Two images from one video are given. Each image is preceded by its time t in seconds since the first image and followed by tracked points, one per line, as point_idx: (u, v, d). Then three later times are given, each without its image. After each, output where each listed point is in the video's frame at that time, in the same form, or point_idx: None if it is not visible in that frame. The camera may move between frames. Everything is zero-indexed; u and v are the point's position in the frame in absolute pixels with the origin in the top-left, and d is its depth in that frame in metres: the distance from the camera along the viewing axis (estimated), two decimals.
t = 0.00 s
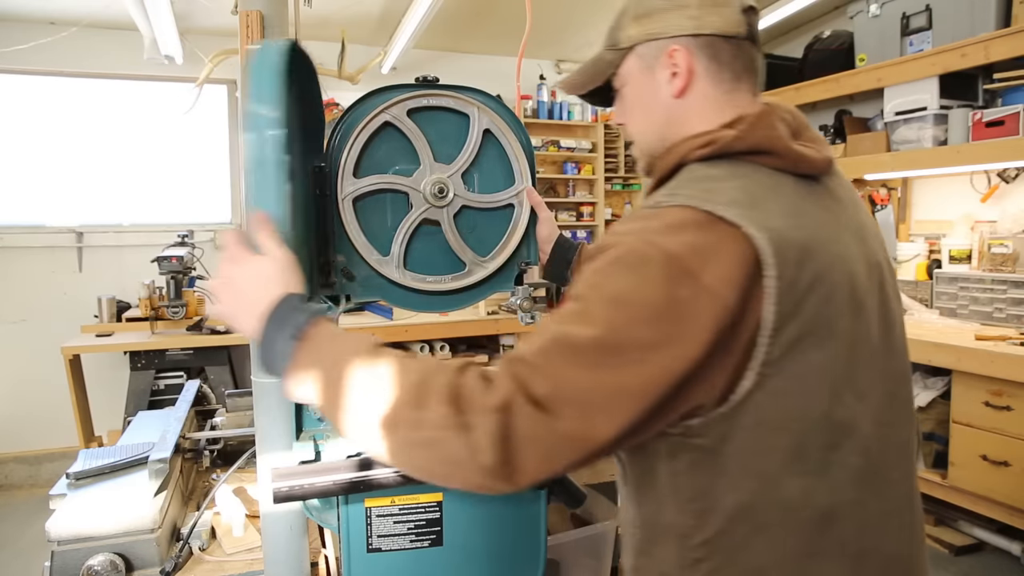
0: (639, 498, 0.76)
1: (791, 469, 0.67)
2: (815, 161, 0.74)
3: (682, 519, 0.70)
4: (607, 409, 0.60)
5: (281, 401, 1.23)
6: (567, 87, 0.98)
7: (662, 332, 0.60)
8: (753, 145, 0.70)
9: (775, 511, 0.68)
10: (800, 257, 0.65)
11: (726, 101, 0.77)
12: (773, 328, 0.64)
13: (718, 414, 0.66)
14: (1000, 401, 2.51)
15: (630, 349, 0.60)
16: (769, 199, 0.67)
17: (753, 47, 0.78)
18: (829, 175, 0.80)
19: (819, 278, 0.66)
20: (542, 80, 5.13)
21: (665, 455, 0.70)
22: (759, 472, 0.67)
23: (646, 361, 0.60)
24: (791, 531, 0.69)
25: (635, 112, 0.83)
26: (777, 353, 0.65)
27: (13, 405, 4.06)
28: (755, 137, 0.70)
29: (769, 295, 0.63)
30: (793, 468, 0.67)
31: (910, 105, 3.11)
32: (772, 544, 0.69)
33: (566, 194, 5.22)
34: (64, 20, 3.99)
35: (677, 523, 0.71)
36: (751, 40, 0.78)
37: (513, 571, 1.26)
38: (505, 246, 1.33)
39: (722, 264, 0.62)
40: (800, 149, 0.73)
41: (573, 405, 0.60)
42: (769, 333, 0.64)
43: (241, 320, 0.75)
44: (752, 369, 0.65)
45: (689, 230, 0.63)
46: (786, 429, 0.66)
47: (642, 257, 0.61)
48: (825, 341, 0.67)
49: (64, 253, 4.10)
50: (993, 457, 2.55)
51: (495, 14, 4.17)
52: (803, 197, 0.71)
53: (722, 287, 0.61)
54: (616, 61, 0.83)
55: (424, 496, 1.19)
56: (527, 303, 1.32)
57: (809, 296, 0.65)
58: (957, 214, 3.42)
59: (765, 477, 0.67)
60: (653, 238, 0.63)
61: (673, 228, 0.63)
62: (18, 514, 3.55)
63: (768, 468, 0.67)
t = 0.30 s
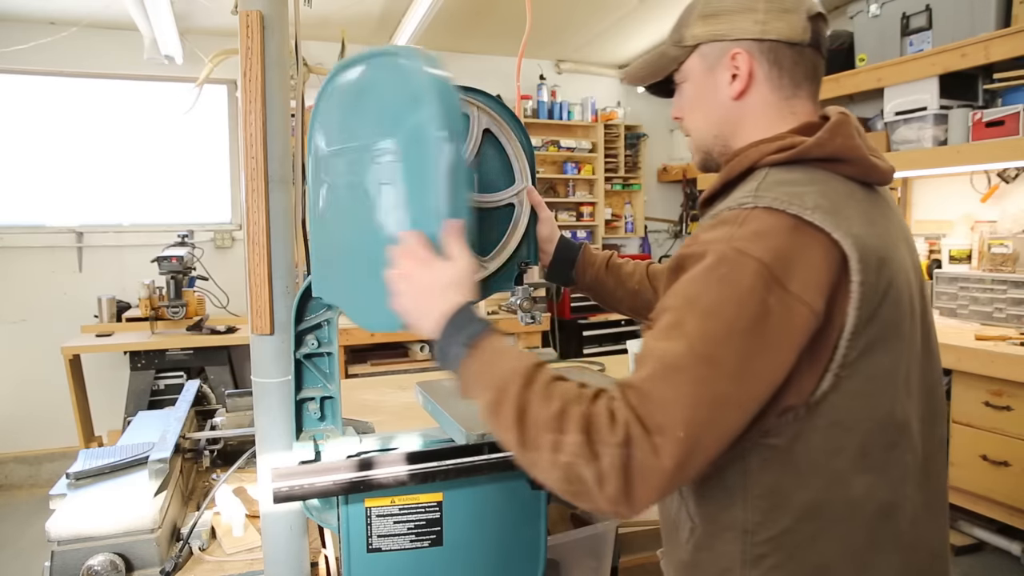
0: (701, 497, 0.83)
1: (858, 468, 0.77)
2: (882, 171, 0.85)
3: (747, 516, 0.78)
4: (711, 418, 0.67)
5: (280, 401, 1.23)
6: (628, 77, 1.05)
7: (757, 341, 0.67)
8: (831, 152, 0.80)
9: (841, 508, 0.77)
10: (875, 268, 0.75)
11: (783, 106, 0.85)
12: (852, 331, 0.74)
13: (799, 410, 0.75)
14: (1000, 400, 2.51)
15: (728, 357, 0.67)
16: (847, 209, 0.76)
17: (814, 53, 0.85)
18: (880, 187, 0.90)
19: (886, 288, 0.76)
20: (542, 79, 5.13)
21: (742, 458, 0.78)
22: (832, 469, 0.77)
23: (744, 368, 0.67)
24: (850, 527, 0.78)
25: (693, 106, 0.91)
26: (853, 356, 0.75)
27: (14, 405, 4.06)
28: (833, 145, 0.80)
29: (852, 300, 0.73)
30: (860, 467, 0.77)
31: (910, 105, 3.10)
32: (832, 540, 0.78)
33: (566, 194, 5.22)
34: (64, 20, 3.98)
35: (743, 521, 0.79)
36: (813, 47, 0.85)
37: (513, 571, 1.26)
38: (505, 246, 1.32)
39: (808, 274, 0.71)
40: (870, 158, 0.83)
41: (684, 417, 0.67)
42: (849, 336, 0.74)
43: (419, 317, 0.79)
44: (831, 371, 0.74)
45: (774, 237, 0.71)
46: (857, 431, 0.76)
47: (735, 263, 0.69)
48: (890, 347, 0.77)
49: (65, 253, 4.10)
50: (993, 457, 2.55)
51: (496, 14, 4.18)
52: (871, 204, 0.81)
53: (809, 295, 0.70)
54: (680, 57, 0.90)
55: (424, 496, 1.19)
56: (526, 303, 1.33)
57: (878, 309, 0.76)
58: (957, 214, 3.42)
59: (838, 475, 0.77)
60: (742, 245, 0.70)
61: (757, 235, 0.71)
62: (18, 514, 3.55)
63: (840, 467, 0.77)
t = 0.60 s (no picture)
0: (716, 477, 0.83)
1: (879, 457, 0.78)
2: (901, 168, 0.86)
3: (765, 496, 0.79)
4: (685, 395, 0.72)
5: (281, 400, 1.24)
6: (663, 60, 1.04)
7: (743, 327, 0.71)
8: (848, 147, 0.81)
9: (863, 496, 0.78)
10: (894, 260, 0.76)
11: (808, 105, 0.86)
12: (872, 325, 0.74)
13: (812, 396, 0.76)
14: (1000, 400, 2.51)
15: (713, 339, 0.71)
16: (863, 200, 0.77)
17: (847, 57, 0.85)
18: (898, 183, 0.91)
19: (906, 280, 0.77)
20: (542, 79, 5.12)
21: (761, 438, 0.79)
22: (852, 459, 0.77)
23: (728, 352, 0.71)
24: (873, 514, 0.79)
25: (719, 95, 0.92)
26: (874, 349, 0.75)
27: (14, 405, 4.06)
28: (849, 141, 0.81)
29: (870, 292, 0.74)
30: (880, 456, 0.78)
31: (910, 105, 3.10)
32: (851, 527, 0.78)
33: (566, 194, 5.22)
34: (64, 20, 3.98)
35: (761, 500, 0.79)
36: (846, 51, 0.85)
37: (514, 570, 1.26)
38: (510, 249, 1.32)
39: (816, 266, 0.72)
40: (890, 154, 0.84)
41: (658, 388, 0.73)
42: (870, 330, 0.74)
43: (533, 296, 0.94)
44: (853, 362, 0.75)
45: (779, 227, 0.73)
46: (878, 421, 0.77)
47: (731, 252, 0.73)
48: (910, 342, 0.78)
49: (65, 253, 4.10)
50: (994, 457, 2.54)
51: (496, 14, 4.18)
52: (889, 199, 0.82)
53: (814, 288, 0.72)
54: (716, 46, 0.91)
55: (424, 495, 1.19)
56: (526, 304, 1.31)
57: (897, 301, 0.76)
58: (957, 214, 3.42)
59: (858, 465, 0.77)
60: (746, 237, 0.73)
61: (761, 226, 0.74)
62: (18, 514, 3.55)
63: (859, 455, 0.77)
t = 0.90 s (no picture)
0: (706, 457, 0.87)
1: (859, 442, 0.80)
2: (895, 163, 0.87)
3: (746, 474, 0.82)
4: (650, 352, 0.79)
5: (280, 401, 1.24)
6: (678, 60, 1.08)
7: (709, 296, 0.77)
8: (833, 140, 0.83)
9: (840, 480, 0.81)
10: (870, 248, 0.78)
11: (813, 103, 0.89)
12: (851, 310, 0.76)
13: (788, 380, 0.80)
14: (1000, 400, 2.51)
15: (681, 306, 0.79)
16: (840, 192, 0.80)
17: (856, 58, 0.87)
18: (895, 179, 0.92)
19: (885, 269, 0.79)
20: (542, 79, 5.12)
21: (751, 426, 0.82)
22: (830, 441, 0.80)
23: (693, 319, 0.78)
24: (856, 498, 0.81)
25: (733, 93, 0.96)
26: (855, 336, 0.77)
27: (14, 405, 4.06)
28: (836, 133, 0.83)
29: (843, 279, 0.77)
30: (860, 441, 0.80)
31: (910, 105, 3.10)
32: (833, 508, 0.81)
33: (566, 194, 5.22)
34: (64, 20, 3.98)
35: (744, 479, 0.82)
36: (855, 52, 0.87)
37: (514, 570, 1.26)
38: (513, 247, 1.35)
39: (786, 248, 0.76)
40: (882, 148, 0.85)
41: (629, 344, 0.81)
42: (849, 316, 0.77)
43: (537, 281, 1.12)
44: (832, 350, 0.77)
45: (750, 208, 0.79)
46: (858, 406, 0.79)
47: (705, 230, 0.80)
48: (895, 333, 0.79)
49: (65, 253, 4.10)
50: (994, 457, 2.54)
51: (496, 15, 4.18)
52: (875, 192, 0.84)
53: (783, 270, 0.76)
54: (730, 46, 0.95)
55: (424, 495, 1.19)
56: (527, 302, 1.31)
57: (879, 290, 0.78)
58: (957, 214, 3.42)
59: (836, 448, 0.80)
60: (719, 217, 0.79)
61: (734, 207, 0.80)
62: (18, 514, 3.55)
63: (836, 439, 0.80)
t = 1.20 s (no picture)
0: (704, 454, 0.87)
1: (857, 440, 0.80)
2: (893, 163, 0.87)
3: (744, 472, 0.82)
4: (651, 350, 0.79)
5: (280, 401, 1.24)
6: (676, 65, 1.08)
7: (710, 294, 0.77)
8: (834, 140, 0.83)
9: (841, 479, 0.80)
10: (869, 246, 0.78)
11: (813, 104, 0.88)
12: (850, 308, 0.77)
13: (787, 378, 0.79)
14: (1000, 400, 2.51)
15: (682, 303, 0.79)
16: (841, 192, 0.80)
17: (853, 60, 0.88)
18: (892, 179, 0.92)
19: (885, 267, 0.79)
20: (542, 79, 5.12)
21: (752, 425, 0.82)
22: (829, 439, 0.79)
23: (695, 317, 0.78)
24: (854, 496, 0.81)
25: (731, 96, 0.96)
26: (854, 334, 0.78)
27: (14, 405, 4.06)
28: (837, 133, 0.83)
29: (843, 276, 0.77)
30: (858, 439, 0.80)
31: (910, 105, 3.10)
32: (830, 505, 0.81)
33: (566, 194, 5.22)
34: (64, 20, 3.98)
35: (742, 476, 0.82)
36: (852, 53, 0.87)
37: (514, 570, 1.26)
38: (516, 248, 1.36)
39: (788, 247, 0.76)
40: (881, 147, 0.85)
41: (631, 341, 0.81)
42: (849, 313, 0.77)
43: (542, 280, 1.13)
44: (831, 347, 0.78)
45: (752, 206, 0.79)
46: (857, 404, 0.79)
47: (707, 229, 0.80)
48: (893, 332, 0.79)
49: (65, 253, 4.10)
50: (994, 457, 2.55)
51: (496, 15, 4.18)
52: (874, 191, 0.84)
53: (785, 268, 0.76)
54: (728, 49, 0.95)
55: (425, 495, 1.19)
56: (526, 303, 1.31)
57: (878, 288, 0.78)
58: (957, 214, 3.42)
59: (835, 446, 0.80)
60: (720, 215, 0.79)
61: (736, 206, 0.80)
62: (18, 514, 3.55)
63: (835, 436, 0.79)
